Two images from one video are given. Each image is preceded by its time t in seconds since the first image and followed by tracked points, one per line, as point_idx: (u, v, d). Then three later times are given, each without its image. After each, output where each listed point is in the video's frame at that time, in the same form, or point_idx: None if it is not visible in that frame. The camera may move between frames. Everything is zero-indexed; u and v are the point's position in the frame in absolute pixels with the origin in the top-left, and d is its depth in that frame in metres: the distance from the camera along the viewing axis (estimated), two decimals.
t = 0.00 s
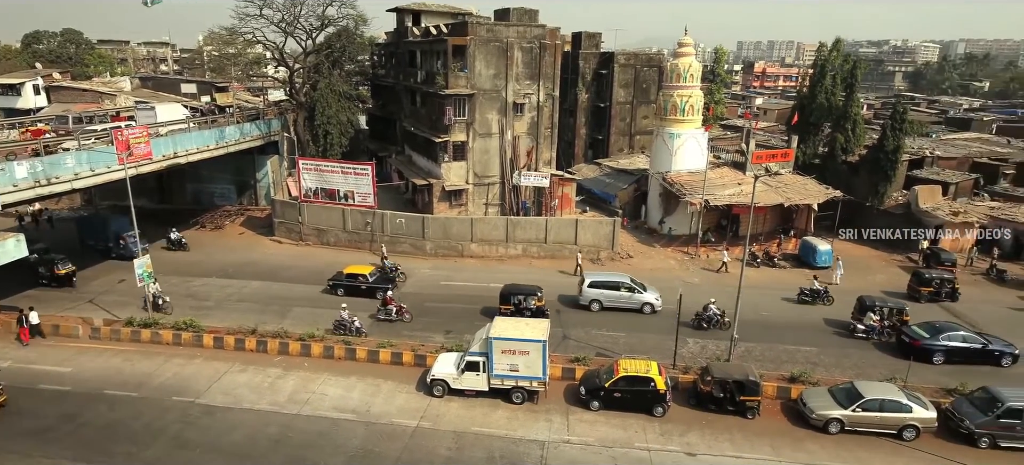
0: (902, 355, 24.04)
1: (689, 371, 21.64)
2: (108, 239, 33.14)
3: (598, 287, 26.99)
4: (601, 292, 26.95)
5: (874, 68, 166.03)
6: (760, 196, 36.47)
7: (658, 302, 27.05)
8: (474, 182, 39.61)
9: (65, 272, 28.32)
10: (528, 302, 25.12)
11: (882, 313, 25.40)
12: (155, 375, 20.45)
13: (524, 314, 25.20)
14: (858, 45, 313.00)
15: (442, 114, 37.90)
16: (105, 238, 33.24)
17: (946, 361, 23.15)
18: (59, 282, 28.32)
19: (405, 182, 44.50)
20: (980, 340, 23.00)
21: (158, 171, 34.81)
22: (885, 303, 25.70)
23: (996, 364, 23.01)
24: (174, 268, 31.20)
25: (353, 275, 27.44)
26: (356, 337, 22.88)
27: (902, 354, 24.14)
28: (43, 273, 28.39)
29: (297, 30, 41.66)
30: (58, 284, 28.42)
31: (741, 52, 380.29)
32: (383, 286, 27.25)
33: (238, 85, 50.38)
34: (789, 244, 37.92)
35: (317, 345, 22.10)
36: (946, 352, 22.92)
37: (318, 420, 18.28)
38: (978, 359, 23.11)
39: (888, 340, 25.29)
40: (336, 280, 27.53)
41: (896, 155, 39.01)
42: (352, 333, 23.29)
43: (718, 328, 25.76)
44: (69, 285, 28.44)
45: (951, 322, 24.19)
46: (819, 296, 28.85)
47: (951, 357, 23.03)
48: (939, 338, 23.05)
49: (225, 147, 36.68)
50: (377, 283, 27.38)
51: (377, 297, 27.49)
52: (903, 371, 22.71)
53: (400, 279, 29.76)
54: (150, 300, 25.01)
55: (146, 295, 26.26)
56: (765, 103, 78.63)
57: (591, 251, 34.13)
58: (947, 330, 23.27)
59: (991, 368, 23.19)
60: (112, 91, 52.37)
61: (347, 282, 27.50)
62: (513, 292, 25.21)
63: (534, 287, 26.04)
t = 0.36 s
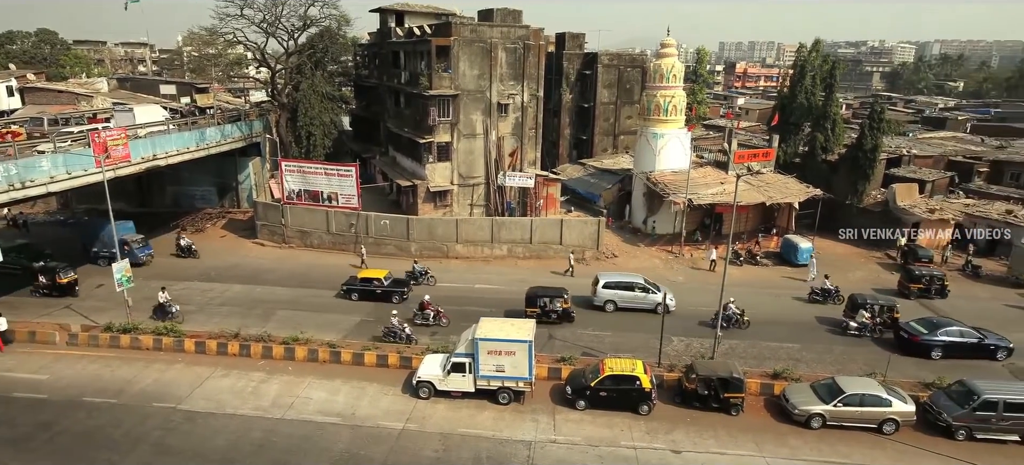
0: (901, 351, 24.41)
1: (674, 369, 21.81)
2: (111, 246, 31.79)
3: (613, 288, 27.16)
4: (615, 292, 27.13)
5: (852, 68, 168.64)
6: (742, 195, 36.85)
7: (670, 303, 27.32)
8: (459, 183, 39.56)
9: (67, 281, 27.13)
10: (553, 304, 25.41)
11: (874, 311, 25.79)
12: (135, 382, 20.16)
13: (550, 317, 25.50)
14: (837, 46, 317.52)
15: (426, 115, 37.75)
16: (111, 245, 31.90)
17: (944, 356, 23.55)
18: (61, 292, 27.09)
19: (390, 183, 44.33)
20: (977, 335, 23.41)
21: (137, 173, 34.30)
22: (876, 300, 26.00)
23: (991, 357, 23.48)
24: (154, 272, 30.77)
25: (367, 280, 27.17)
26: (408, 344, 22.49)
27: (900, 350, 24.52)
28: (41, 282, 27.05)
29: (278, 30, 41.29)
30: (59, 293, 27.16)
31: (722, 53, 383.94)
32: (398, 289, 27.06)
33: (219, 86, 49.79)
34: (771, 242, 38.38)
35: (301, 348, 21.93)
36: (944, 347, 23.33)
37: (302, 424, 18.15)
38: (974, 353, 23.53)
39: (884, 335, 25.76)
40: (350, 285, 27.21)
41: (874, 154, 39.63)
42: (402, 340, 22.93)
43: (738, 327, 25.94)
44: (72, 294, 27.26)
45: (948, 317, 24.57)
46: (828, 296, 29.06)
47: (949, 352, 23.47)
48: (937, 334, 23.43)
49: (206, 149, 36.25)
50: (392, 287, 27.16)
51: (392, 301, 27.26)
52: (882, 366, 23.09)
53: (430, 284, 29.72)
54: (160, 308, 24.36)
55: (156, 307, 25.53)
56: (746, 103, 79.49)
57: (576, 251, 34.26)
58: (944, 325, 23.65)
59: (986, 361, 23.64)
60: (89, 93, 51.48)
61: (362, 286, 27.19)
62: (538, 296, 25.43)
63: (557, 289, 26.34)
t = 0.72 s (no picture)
0: (891, 344, 25.06)
1: (653, 366, 22.03)
2: (107, 253, 30.43)
3: (624, 288, 27.40)
4: (627, 292, 27.36)
5: (823, 68, 172.04)
6: (717, 193, 37.35)
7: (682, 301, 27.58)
8: (437, 184, 39.44)
9: (66, 291, 26.03)
10: (575, 306, 25.41)
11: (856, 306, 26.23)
12: (105, 390, 19.73)
13: (573, 317, 25.53)
14: (809, 46, 323.38)
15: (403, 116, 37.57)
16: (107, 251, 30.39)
17: (933, 347, 24.24)
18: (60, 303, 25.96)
19: (367, 185, 44.03)
20: (964, 326, 24.14)
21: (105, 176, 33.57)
22: (857, 295, 26.51)
23: (977, 348, 24.24)
24: (125, 277, 30.14)
25: (379, 283, 27.02)
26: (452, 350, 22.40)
27: (891, 343, 25.17)
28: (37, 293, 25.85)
29: (252, 30, 40.72)
30: (58, 305, 26.03)
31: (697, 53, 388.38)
32: (411, 292, 26.87)
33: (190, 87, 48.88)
34: (746, 240, 38.95)
35: (278, 353, 21.68)
36: (935, 340, 24.02)
37: (280, 429, 17.95)
38: (962, 344, 24.26)
39: (875, 330, 26.42)
40: (361, 289, 27.02)
41: (845, 152, 40.45)
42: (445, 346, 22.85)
43: (749, 325, 26.27)
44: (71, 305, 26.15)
45: (936, 311, 25.30)
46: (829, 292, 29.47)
47: (938, 344, 24.19)
48: (927, 327, 24.09)
49: (178, 152, 35.64)
50: (404, 291, 26.96)
51: (405, 305, 27.05)
52: (854, 358, 23.64)
53: (462, 287, 29.63)
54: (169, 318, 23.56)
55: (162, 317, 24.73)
56: (721, 103, 80.63)
57: (555, 251, 34.42)
58: (933, 318, 24.34)
59: (972, 352, 24.39)
60: (54, 94, 50.18)
61: (374, 290, 27.04)
62: (560, 297, 25.41)
63: (578, 289, 26.32)
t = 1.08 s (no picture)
0: (879, 335, 25.87)
1: (629, 362, 22.24)
2: (105, 260, 29.23)
3: (631, 286, 27.68)
4: (634, 289, 27.68)
5: (791, 68, 175.51)
6: (690, 190, 37.87)
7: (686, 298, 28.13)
8: (411, 184, 39.19)
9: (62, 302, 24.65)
10: (592, 305, 25.67)
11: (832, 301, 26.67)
12: (70, 401, 19.22)
13: (587, 317, 25.73)
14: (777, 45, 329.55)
15: (376, 116, 37.24)
16: (102, 258, 29.18)
17: (919, 338, 25.09)
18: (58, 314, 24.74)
19: (340, 186, 43.57)
20: (948, 317, 25.02)
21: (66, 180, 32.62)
22: (834, 288, 26.95)
23: (961, 337, 25.14)
24: (89, 284, 29.35)
25: (387, 286, 26.76)
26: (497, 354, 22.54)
27: (878, 334, 25.98)
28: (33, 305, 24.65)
29: (219, 29, 39.98)
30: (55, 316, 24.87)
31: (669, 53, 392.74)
32: (420, 294, 26.69)
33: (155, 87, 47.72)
34: (719, 236, 39.52)
35: (250, 358, 21.37)
36: (921, 330, 24.88)
37: (254, 436, 17.70)
38: (947, 334, 25.15)
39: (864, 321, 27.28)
40: (369, 293, 26.75)
41: (812, 149, 41.35)
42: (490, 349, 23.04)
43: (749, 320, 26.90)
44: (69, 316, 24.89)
45: (921, 302, 26.23)
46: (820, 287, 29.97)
47: (924, 334, 25.09)
48: (913, 318, 24.93)
49: (143, 154, 34.82)
50: (413, 293, 26.77)
51: (414, 306, 26.93)
52: (823, 350, 24.20)
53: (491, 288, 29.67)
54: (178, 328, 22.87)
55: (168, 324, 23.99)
56: (692, 101, 81.73)
57: (531, 250, 34.54)
58: (919, 310, 25.18)
59: (956, 341, 25.30)
60: (11, 95, 48.56)
61: (382, 293, 26.76)
62: (578, 297, 25.54)
63: (591, 289, 26.52)
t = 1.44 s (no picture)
0: (870, 327, 26.61)
1: (608, 360, 22.40)
2: (104, 265, 28.38)
3: (633, 283, 28.15)
4: (638, 286, 28.13)
5: (762, 67, 178.48)
6: (665, 188, 38.25)
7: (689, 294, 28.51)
8: (388, 185, 38.88)
9: (63, 314, 23.56)
10: (603, 303, 25.86)
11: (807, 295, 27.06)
12: (35, 411, 18.70)
13: (598, 315, 25.90)
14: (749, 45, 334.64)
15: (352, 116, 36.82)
16: (102, 264, 28.34)
17: (909, 329, 25.87)
18: (60, 325, 23.74)
19: (315, 187, 43.05)
20: (936, 308, 25.88)
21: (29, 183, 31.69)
22: (812, 283, 27.31)
23: (949, 329, 25.96)
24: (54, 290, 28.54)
25: (395, 287, 26.57)
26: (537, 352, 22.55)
27: (870, 326, 26.72)
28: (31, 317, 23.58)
29: (188, 28, 39.22)
30: (56, 328, 23.79)
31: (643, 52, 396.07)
32: (429, 296, 26.62)
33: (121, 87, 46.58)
34: (695, 232, 39.96)
35: (224, 363, 21.03)
36: (911, 321, 25.67)
37: (229, 442, 17.44)
38: (935, 325, 25.98)
39: (855, 313, 28.04)
40: (377, 294, 26.51)
41: (783, 147, 42.06)
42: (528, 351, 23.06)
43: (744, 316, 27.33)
44: (71, 327, 23.90)
45: (910, 295, 27.07)
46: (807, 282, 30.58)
47: (914, 325, 25.89)
48: (903, 309, 25.72)
49: (109, 156, 34.03)
50: (421, 294, 26.69)
51: (423, 307, 26.78)
52: (796, 343, 24.65)
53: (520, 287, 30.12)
54: (189, 335, 22.35)
55: (183, 331, 23.53)
56: (667, 100, 82.62)
57: (509, 249, 34.59)
58: (908, 301, 26.01)
59: (944, 332, 26.14)
60: None
61: (390, 294, 26.56)
62: (589, 295, 25.79)
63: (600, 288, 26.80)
